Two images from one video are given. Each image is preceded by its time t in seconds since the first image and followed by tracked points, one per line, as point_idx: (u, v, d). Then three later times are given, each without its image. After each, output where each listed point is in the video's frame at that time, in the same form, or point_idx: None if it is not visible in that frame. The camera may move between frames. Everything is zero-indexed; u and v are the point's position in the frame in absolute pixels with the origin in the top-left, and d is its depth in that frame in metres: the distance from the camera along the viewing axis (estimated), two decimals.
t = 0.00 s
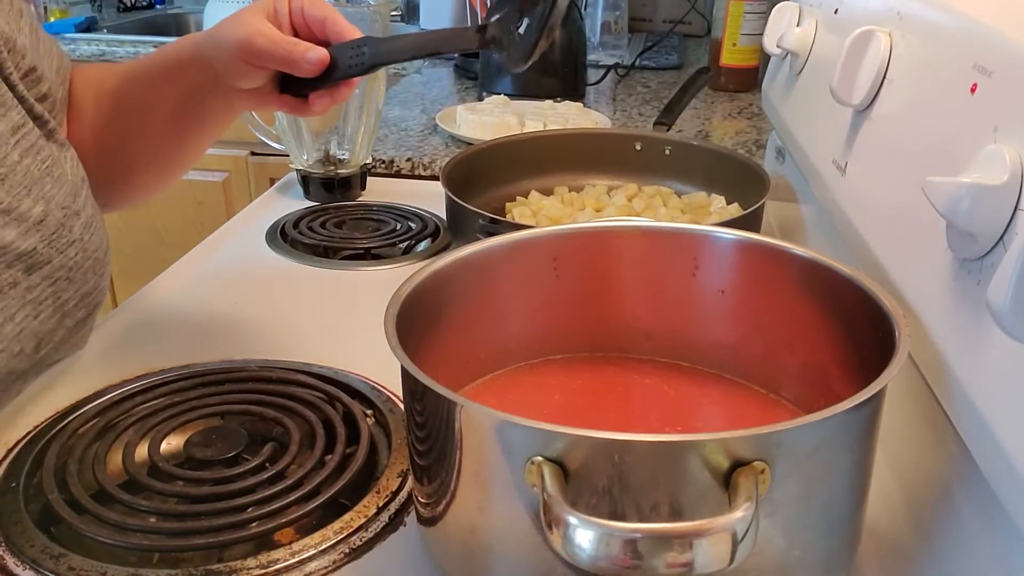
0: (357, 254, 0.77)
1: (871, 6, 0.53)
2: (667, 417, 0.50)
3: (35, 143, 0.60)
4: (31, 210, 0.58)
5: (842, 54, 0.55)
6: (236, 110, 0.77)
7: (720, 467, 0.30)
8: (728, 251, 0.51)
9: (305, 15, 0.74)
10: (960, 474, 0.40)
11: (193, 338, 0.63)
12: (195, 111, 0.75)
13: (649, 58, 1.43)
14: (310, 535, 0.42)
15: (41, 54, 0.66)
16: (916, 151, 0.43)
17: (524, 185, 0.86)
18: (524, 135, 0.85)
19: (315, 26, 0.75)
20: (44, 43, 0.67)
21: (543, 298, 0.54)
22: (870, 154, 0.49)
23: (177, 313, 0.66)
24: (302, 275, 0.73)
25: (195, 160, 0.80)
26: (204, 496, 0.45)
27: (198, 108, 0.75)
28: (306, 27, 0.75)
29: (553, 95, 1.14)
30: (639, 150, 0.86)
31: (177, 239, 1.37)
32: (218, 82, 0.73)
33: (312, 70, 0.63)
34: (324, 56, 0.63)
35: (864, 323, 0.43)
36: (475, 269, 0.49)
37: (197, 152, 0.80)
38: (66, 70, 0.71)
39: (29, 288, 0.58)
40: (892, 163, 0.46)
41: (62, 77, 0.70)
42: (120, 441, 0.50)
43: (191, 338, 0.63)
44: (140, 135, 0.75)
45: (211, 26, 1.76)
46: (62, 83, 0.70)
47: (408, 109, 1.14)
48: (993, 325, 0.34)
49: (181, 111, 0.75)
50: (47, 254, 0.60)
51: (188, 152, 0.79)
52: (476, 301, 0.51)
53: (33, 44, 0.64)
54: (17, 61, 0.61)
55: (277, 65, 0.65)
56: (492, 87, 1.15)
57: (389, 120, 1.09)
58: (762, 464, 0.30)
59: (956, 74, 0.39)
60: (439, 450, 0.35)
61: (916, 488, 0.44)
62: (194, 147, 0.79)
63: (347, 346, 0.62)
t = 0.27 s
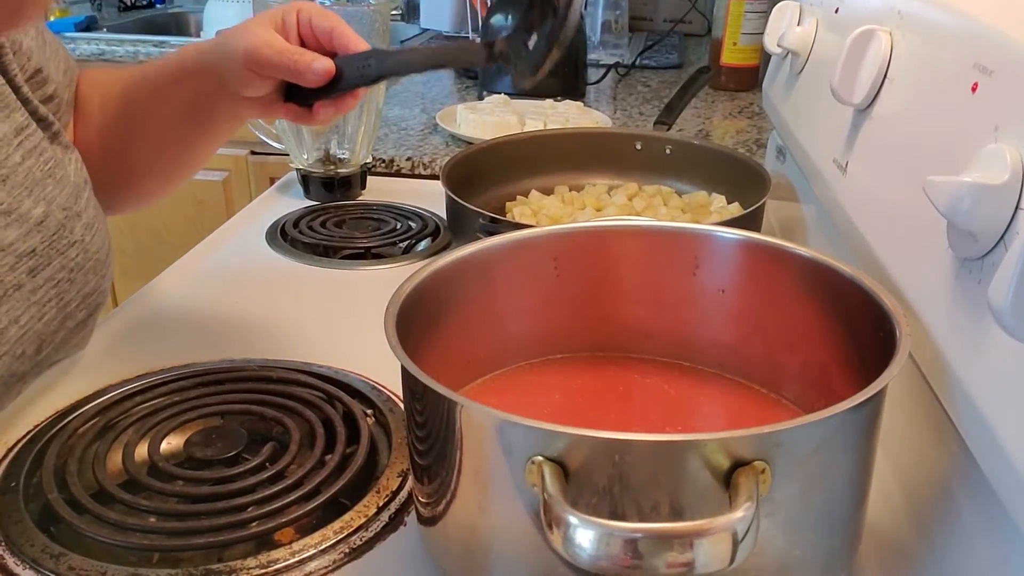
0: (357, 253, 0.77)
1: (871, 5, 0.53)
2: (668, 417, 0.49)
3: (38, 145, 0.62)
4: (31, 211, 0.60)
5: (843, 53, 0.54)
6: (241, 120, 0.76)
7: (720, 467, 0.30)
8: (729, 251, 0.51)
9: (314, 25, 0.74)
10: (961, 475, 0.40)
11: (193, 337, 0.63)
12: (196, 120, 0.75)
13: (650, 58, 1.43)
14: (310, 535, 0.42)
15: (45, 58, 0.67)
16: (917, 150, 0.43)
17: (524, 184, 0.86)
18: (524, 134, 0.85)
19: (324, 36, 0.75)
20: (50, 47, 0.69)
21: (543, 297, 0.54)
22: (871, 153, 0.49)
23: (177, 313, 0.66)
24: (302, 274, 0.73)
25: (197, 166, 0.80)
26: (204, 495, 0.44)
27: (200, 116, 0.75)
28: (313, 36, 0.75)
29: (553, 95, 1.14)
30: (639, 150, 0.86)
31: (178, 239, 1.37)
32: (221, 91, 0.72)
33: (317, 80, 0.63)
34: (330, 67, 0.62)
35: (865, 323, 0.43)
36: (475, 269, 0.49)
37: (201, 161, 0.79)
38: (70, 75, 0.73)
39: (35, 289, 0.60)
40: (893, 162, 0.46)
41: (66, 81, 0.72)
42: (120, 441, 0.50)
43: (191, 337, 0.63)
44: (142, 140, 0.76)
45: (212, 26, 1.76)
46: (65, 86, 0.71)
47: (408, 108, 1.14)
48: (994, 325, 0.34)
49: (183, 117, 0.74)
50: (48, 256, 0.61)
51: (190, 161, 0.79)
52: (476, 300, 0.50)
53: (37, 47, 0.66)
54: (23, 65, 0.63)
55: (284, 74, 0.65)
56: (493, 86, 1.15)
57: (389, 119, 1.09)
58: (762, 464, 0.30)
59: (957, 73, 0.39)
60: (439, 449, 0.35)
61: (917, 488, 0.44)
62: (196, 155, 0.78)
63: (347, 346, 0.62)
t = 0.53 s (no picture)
0: (357, 253, 0.77)
1: (872, 4, 0.53)
2: (669, 417, 0.50)
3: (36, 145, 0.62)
4: (29, 211, 0.61)
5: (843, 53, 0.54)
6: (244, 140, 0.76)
7: (720, 467, 0.30)
8: (729, 250, 0.50)
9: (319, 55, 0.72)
10: (961, 475, 0.40)
11: (194, 337, 0.63)
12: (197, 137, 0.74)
13: (650, 57, 1.43)
14: (311, 535, 0.42)
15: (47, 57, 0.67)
16: (918, 149, 0.42)
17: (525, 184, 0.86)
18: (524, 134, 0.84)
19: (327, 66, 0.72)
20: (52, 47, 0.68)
21: (543, 297, 0.54)
22: (872, 153, 0.49)
23: (177, 313, 0.66)
24: (302, 274, 0.73)
25: (203, 181, 0.80)
26: (204, 495, 0.44)
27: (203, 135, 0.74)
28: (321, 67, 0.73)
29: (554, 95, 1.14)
30: (640, 149, 0.85)
31: (178, 238, 1.37)
32: (228, 117, 0.72)
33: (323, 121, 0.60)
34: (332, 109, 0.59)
35: (865, 322, 0.43)
36: (475, 269, 0.49)
37: (206, 177, 0.80)
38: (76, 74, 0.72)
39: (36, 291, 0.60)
40: (894, 162, 0.46)
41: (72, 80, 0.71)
42: (120, 441, 0.50)
43: (191, 337, 0.63)
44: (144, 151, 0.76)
45: (212, 26, 1.76)
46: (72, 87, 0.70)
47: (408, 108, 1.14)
48: (994, 324, 0.34)
49: (189, 138, 0.74)
50: (48, 256, 0.62)
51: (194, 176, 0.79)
52: (477, 299, 0.50)
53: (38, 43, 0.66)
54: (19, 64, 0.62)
55: (287, 110, 0.63)
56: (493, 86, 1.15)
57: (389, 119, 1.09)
58: (763, 464, 0.30)
59: (958, 73, 0.39)
60: (439, 449, 0.35)
61: (918, 488, 0.44)
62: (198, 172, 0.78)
63: (347, 346, 0.62)
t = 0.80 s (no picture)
0: (357, 253, 0.77)
1: (872, 5, 0.53)
2: (670, 416, 0.50)
3: (35, 145, 0.61)
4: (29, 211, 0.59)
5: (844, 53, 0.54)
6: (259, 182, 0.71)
7: (721, 466, 0.30)
8: (730, 250, 0.50)
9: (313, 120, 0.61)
10: (961, 474, 0.40)
11: (195, 337, 0.63)
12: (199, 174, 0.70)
13: (651, 57, 1.43)
14: (311, 535, 0.42)
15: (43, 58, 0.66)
16: (918, 149, 0.42)
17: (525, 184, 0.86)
18: (525, 134, 0.84)
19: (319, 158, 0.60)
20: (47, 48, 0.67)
21: (544, 297, 0.54)
22: (872, 152, 0.49)
23: (178, 313, 0.66)
24: (302, 274, 0.73)
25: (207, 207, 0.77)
26: (204, 495, 0.44)
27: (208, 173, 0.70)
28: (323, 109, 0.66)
29: (554, 94, 1.14)
30: (641, 149, 0.85)
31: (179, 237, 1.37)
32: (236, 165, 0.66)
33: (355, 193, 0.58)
34: (358, 179, 0.56)
35: (865, 321, 0.43)
36: (476, 270, 0.49)
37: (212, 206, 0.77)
38: (73, 77, 0.71)
39: (37, 293, 0.60)
40: (894, 162, 0.46)
41: (69, 82, 0.70)
42: (121, 441, 0.50)
43: (192, 337, 0.63)
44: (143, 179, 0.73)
45: (212, 26, 1.76)
46: (69, 89, 0.69)
47: (408, 108, 1.14)
48: (995, 324, 0.34)
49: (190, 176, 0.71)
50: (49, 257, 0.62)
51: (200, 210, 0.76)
52: (477, 300, 0.50)
53: (35, 44, 0.65)
54: (14, 62, 0.61)
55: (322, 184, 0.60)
56: (494, 86, 1.15)
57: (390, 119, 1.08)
58: (763, 464, 0.30)
59: (958, 73, 0.39)
60: (439, 450, 0.35)
61: (918, 488, 0.44)
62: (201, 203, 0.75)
63: (347, 346, 0.62)
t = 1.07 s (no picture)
0: (357, 253, 0.77)
1: (872, 4, 0.53)
2: (670, 416, 0.50)
3: (33, 145, 0.60)
4: (28, 211, 0.59)
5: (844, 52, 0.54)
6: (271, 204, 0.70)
7: (720, 466, 0.30)
8: (730, 250, 0.50)
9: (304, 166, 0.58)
10: (961, 473, 0.40)
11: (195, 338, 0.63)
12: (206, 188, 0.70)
13: (651, 57, 1.43)
14: (312, 534, 0.42)
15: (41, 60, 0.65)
16: (919, 149, 0.42)
17: (526, 184, 0.86)
18: (525, 134, 0.84)
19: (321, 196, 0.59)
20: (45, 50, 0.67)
21: (544, 297, 0.54)
22: (872, 152, 0.49)
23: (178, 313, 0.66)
24: (302, 273, 0.73)
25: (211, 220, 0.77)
26: (204, 494, 0.44)
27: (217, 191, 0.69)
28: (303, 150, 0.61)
29: (554, 94, 1.14)
30: (641, 149, 0.85)
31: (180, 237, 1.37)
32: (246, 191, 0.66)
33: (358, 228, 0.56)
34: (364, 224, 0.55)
35: (865, 321, 0.43)
36: (476, 270, 0.49)
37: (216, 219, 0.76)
38: (72, 80, 0.71)
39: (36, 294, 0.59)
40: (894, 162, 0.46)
41: (67, 85, 0.70)
42: (121, 440, 0.50)
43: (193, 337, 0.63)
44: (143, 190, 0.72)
45: (212, 26, 1.76)
46: (67, 91, 0.69)
47: (408, 108, 1.14)
48: (994, 323, 0.34)
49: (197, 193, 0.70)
50: (47, 257, 0.60)
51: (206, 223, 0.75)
52: (477, 300, 0.51)
53: (33, 45, 0.65)
54: (10, 64, 0.62)
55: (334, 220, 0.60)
56: (494, 86, 1.15)
57: (390, 119, 1.08)
58: (762, 463, 0.30)
59: (959, 72, 0.39)
60: (439, 450, 0.35)
61: (918, 487, 0.44)
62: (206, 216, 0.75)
63: (347, 346, 0.62)
